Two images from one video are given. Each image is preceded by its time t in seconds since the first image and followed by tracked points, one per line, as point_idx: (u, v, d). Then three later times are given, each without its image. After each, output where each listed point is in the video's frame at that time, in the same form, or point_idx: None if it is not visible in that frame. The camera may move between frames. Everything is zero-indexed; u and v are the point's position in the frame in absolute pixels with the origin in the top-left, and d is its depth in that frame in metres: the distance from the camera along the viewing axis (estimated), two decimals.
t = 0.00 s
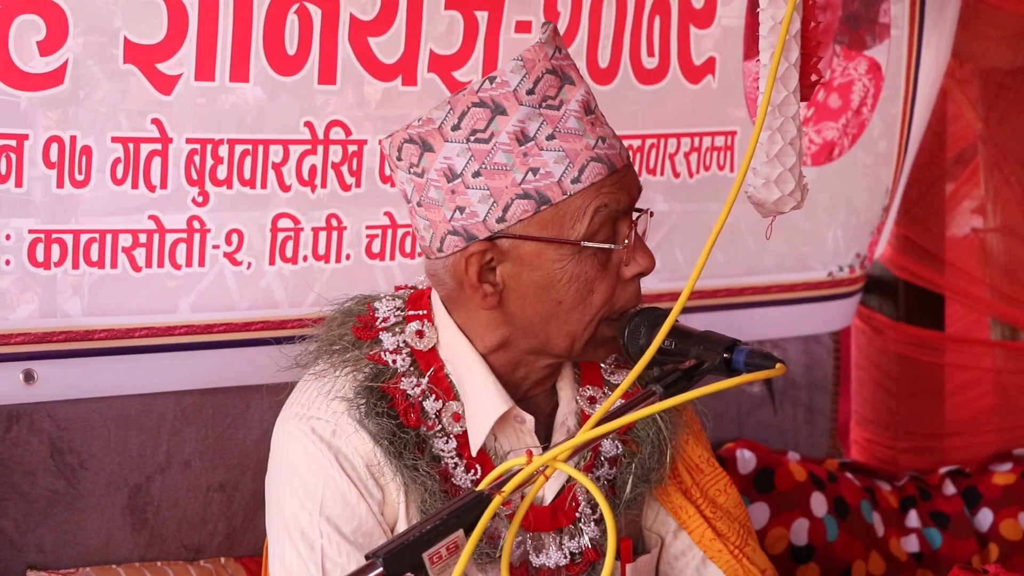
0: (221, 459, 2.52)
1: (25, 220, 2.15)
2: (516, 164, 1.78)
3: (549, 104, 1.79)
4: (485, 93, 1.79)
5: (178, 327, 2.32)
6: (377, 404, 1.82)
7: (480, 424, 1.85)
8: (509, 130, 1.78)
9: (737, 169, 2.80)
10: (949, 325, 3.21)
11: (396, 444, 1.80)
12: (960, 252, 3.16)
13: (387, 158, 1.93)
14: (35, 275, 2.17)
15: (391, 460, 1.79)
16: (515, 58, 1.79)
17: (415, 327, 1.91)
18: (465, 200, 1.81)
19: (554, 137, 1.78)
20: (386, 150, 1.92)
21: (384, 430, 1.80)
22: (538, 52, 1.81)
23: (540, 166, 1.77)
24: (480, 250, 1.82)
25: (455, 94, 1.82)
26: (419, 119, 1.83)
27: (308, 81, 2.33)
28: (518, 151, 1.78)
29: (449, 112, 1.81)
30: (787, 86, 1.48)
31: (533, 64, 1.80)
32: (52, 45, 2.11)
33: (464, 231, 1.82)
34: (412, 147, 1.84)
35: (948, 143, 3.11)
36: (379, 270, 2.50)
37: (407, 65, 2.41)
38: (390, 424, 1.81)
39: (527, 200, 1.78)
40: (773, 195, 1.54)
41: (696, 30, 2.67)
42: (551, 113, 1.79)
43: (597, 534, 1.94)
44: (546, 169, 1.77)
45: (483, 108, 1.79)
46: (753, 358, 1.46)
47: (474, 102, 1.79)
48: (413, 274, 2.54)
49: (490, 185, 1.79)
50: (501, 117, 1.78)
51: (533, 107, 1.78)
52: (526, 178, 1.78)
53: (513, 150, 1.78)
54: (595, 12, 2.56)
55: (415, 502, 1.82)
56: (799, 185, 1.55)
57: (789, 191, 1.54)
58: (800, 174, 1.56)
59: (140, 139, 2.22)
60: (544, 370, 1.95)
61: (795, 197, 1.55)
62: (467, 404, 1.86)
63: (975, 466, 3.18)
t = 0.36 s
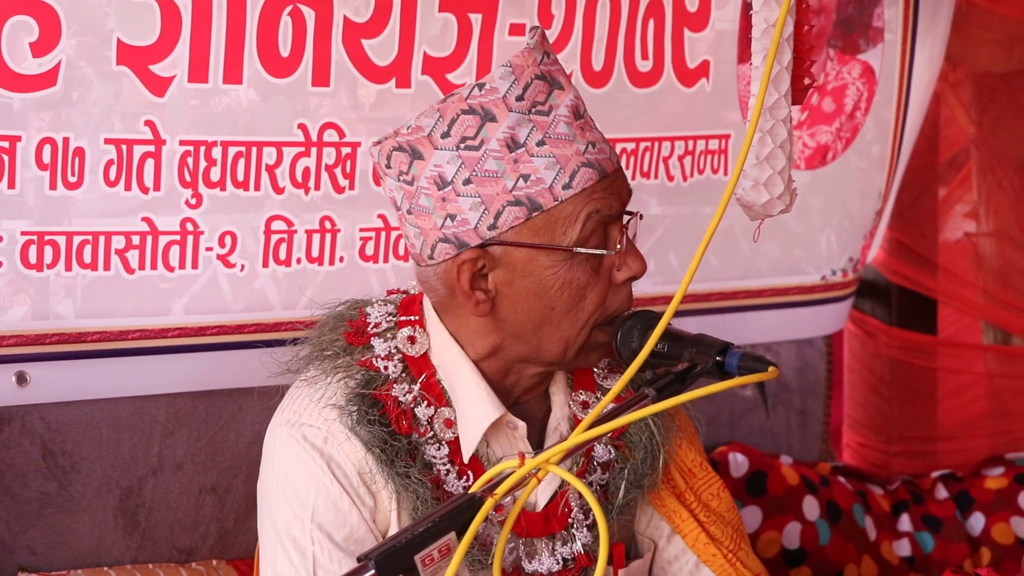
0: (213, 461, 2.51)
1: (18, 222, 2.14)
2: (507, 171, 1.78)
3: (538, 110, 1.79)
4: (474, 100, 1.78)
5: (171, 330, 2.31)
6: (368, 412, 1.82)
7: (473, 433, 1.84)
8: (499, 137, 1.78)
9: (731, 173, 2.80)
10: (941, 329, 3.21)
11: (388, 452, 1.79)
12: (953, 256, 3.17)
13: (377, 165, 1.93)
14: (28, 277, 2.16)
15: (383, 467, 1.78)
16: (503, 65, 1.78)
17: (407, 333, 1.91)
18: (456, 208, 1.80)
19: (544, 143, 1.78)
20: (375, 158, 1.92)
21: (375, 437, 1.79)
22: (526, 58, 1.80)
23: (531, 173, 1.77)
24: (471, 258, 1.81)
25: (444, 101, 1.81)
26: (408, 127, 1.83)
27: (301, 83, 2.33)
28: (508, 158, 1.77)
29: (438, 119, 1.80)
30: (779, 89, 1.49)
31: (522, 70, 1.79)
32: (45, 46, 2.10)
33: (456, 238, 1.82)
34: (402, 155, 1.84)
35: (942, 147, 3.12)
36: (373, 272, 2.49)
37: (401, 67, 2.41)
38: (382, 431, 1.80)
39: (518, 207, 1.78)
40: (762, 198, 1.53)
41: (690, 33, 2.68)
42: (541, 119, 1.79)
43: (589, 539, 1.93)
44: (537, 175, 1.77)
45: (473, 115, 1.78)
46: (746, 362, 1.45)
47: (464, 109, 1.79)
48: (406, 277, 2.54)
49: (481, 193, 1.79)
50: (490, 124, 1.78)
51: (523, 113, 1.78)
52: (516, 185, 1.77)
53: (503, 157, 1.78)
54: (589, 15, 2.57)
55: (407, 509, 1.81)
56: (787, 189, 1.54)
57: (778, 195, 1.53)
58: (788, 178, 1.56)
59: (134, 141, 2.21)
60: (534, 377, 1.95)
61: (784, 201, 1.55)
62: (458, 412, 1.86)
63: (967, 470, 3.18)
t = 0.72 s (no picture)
0: (213, 463, 2.51)
1: (19, 224, 2.14)
2: (509, 172, 1.78)
3: (541, 112, 1.79)
4: (476, 101, 1.79)
5: (171, 332, 2.31)
6: (370, 413, 1.82)
7: (474, 434, 1.84)
8: (500, 138, 1.78)
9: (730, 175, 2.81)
10: (941, 331, 3.21)
11: (390, 453, 1.80)
12: (952, 259, 3.17)
13: (380, 166, 1.93)
14: (29, 279, 2.17)
15: (385, 468, 1.79)
16: (505, 66, 1.79)
17: (409, 335, 1.92)
18: (458, 209, 1.81)
19: (546, 144, 1.78)
20: (379, 159, 1.92)
21: (378, 438, 1.80)
22: (529, 59, 1.81)
23: (532, 173, 1.77)
24: (473, 258, 1.81)
25: (446, 102, 1.82)
26: (411, 128, 1.83)
27: (301, 85, 2.33)
28: (510, 158, 1.78)
29: (440, 120, 1.81)
30: (780, 91, 1.49)
31: (524, 71, 1.79)
32: (45, 49, 2.11)
33: (458, 239, 1.82)
34: (404, 156, 1.85)
35: (941, 149, 3.13)
36: (372, 275, 2.49)
37: (400, 70, 2.41)
38: (384, 432, 1.81)
39: (520, 208, 1.78)
40: (765, 201, 1.54)
41: (689, 35, 2.68)
42: (543, 120, 1.79)
43: (590, 541, 1.94)
44: (538, 176, 1.77)
45: (474, 116, 1.79)
46: (746, 364, 1.45)
47: (466, 110, 1.79)
48: (406, 279, 2.54)
49: (483, 193, 1.79)
50: (492, 125, 1.78)
51: (525, 114, 1.78)
52: (518, 185, 1.77)
53: (505, 158, 1.78)
54: (588, 18, 2.57)
55: (409, 510, 1.81)
56: (790, 191, 1.55)
57: (781, 197, 1.54)
58: (791, 180, 1.56)
59: (134, 144, 2.21)
60: (535, 380, 1.95)
61: (787, 203, 1.55)
62: (459, 412, 1.87)
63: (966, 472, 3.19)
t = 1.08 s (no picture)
0: (216, 466, 2.51)
1: (23, 228, 2.15)
2: (506, 169, 1.79)
3: (546, 113, 1.80)
4: (483, 96, 1.81)
5: (174, 335, 2.32)
6: (375, 417, 1.82)
7: (476, 438, 1.84)
8: (502, 134, 1.79)
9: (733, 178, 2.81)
10: (944, 334, 3.21)
11: (395, 456, 1.80)
12: (955, 262, 3.17)
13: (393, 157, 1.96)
14: (32, 282, 2.17)
15: (389, 472, 1.78)
16: (516, 65, 1.80)
17: (414, 339, 1.92)
18: (455, 201, 1.82)
19: (547, 145, 1.78)
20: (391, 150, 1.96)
21: (382, 442, 1.79)
22: (540, 60, 1.82)
23: (529, 172, 1.78)
24: (465, 251, 1.82)
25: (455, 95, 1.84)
26: (418, 117, 1.86)
27: (304, 89, 2.33)
28: (509, 155, 1.79)
29: (446, 112, 1.83)
30: (781, 95, 1.49)
31: (534, 71, 1.80)
32: (49, 53, 2.11)
33: (453, 231, 1.84)
34: (410, 145, 1.87)
35: (944, 152, 3.13)
36: (375, 278, 2.49)
37: (403, 74, 2.42)
38: (389, 436, 1.81)
39: (514, 205, 1.79)
40: (764, 204, 1.54)
41: (691, 39, 2.69)
42: (548, 122, 1.79)
43: (593, 547, 1.94)
44: (535, 175, 1.77)
45: (479, 111, 1.81)
46: (748, 368, 1.46)
47: (471, 104, 1.81)
48: (409, 283, 2.54)
49: (479, 187, 1.80)
50: (495, 121, 1.80)
51: (529, 114, 1.79)
52: (514, 183, 1.78)
53: (505, 154, 1.79)
54: (591, 21, 2.57)
55: (413, 514, 1.81)
56: (790, 195, 1.55)
57: (781, 201, 1.54)
58: (791, 184, 1.56)
59: (137, 147, 2.22)
60: (535, 386, 1.95)
61: (786, 207, 1.56)
62: (463, 416, 1.86)
63: (969, 476, 3.18)
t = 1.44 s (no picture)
0: (224, 469, 2.51)
1: (32, 231, 2.16)
2: (508, 175, 1.79)
3: (546, 117, 1.80)
4: (482, 103, 1.80)
5: (182, 338, 2.32)
6: (383, 410, 1.82)
7: (486, 435, 1.84)
8: (503, 141, 1.79)
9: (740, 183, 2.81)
10: (951, 339, 3.21)
11: (404, 448, 1.79)
12: (963, 267, 3.17)
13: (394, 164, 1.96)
14: (41, 285, 2.18)
15: (397, 466, 1.78)
16: (513, 70, 1.80)
17: (421, 337, 1.92)
18: (458, 208, 1.82)
19: (548, 150, 1.79)
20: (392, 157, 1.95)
21: (391, 434, 1.79)
22: (537, 64, 1.82)
23: (532, 178, 1.78)
24: (470, 259, 1.83)
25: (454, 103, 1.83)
26: (418, 126, 1.86)
27: (313, 92, 2.34)
28: (511, 161, 1.79)
29: (446, 120, 1.83)
30: (790, 100, 1.48)
31: (532, 76, 1.81)
32: (58, 56, 2.12)
33: (457, 238, 1.83)
34: (411, 154, 1.87)
35: (952, 157, 3.11)
36: (382, 281, 2.50)
37: (411, 77, 2.42)
38: (398, 428, 1.81)
39: (517, 211, 1.79)
40: (773, 209, 1.54)
41: (700, 44, 2.68)
42: (548, 126, 1.80)
43: (602, 545, 1.92)
44: (538, 181, 1.78)
45: (479, 118, 1.80)
46: (756, 372, 1.46)
47: (471, 112, 1.81)
48: (416, 286, 2.54)
49: (482, 194, 1.80)
50: (496, 127, 1.79)
51: (529, 119, 1.79)
52: (517, 189, 1.78)
53: (506, 160, 1.79)
54: (599, 26, 2.58)
55: (420, 508, 1.81)
56: (799, 200, 1.55)
57: (790, 206, 1.54)
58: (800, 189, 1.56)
59: (146, 151, 2.22)
60: (546, 383, 1.95)
61: (795, 211, 1.56)
62: (473, 414, 1.86)
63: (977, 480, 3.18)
